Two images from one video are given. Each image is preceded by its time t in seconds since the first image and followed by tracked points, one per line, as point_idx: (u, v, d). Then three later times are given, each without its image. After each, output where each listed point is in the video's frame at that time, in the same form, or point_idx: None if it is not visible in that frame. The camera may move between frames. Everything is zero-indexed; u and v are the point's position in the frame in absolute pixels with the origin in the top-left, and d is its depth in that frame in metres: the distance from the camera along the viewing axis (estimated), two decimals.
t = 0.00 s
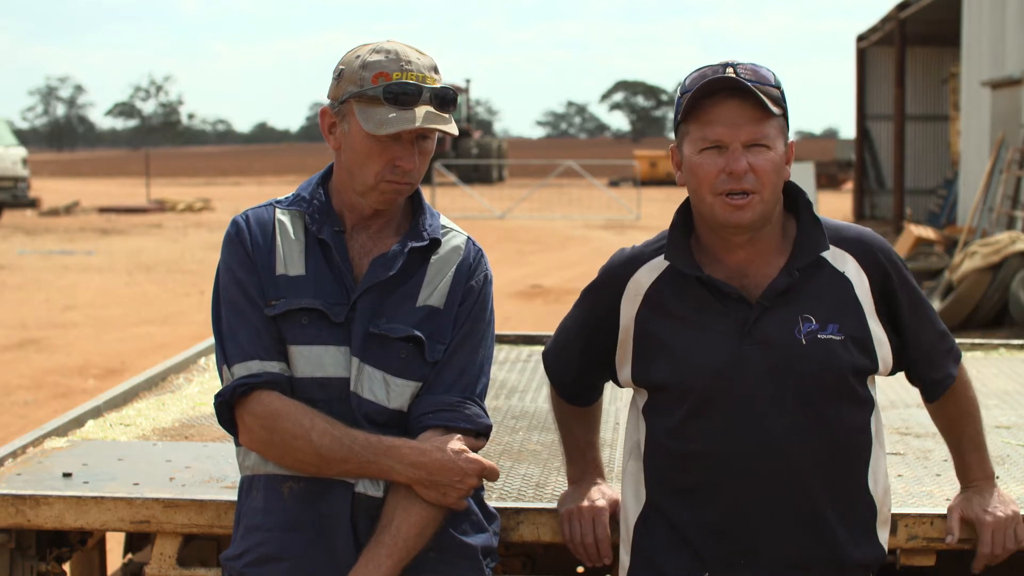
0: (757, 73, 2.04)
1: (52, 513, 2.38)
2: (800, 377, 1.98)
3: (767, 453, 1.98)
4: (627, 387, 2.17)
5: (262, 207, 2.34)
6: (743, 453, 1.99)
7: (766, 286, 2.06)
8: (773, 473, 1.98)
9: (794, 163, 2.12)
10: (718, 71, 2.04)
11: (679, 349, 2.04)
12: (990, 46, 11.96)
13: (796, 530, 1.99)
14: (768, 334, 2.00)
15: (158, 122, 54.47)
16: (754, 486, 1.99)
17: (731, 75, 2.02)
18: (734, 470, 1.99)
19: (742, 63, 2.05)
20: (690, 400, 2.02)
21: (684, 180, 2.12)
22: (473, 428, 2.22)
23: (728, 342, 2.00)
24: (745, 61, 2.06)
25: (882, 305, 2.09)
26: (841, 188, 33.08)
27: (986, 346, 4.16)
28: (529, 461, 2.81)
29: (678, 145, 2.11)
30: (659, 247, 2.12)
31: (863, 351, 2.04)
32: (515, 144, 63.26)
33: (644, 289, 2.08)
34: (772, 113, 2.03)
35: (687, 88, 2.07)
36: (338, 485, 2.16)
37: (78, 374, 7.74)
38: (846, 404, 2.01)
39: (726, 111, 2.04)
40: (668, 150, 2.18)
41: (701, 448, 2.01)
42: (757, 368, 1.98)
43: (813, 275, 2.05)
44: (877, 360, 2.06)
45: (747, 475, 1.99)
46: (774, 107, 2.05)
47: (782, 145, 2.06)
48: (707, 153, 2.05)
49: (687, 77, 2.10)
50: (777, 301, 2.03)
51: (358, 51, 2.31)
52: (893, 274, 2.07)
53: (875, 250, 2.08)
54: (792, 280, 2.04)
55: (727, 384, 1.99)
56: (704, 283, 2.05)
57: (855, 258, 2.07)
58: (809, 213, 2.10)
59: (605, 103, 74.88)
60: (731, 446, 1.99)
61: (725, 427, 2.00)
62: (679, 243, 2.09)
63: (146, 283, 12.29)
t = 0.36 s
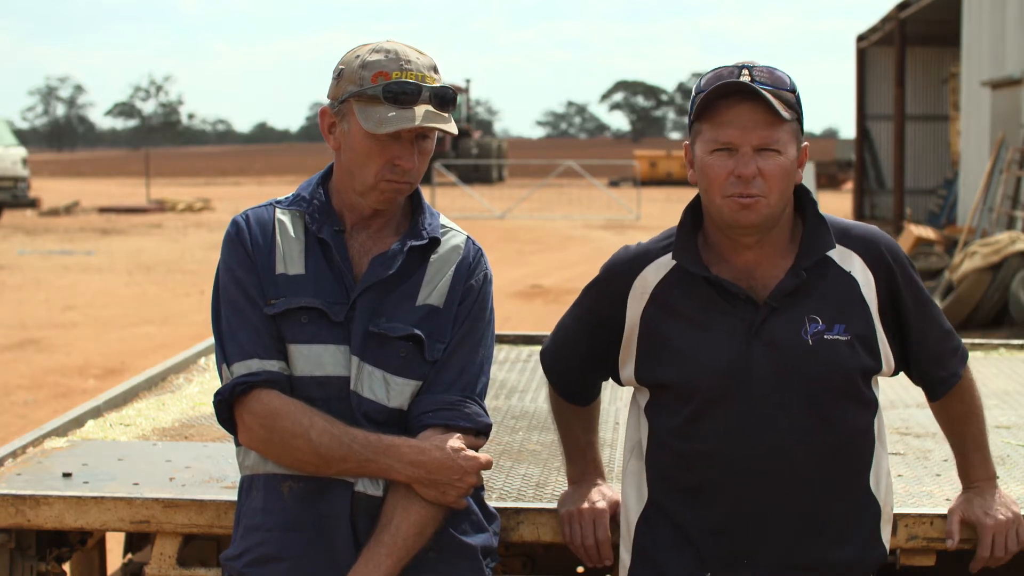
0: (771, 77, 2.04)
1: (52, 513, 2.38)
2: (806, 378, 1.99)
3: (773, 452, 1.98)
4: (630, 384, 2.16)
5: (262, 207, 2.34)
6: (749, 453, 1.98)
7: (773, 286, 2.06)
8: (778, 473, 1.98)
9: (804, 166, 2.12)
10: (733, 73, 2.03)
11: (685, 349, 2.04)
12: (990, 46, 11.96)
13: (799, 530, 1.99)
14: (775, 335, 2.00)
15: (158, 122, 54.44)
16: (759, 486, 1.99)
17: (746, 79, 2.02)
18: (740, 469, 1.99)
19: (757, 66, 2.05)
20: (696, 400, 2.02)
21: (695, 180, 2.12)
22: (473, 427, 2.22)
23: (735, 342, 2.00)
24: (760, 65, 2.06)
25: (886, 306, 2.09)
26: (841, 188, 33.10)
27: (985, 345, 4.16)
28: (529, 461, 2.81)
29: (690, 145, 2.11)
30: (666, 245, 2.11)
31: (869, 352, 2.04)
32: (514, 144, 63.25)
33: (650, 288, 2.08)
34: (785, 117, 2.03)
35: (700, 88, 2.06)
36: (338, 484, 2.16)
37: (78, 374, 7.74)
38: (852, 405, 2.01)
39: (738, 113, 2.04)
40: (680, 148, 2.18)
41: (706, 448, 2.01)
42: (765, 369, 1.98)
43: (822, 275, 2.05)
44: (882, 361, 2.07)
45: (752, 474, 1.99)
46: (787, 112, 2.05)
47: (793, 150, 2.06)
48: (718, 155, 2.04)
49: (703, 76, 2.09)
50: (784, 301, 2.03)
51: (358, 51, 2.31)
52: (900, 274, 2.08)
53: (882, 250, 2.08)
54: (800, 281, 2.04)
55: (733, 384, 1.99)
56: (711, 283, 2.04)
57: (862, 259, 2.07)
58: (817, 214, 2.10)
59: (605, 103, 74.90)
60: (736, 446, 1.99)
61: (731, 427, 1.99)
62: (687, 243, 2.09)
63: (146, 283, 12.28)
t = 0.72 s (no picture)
0: (768, 77, 2.03)
1: (52, 513, 2.38)
2: (808, 378, 1.98)
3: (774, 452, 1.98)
4: (633, 385, 2.16)
5: (262, 207, 2.34)
6: (752, 454, 1.98)
7: (776, 288, 2.06)
8: (779, 474, 1.98)
9: (806, 165, 2.12)
10: (730, 75, 2.03)
11: (688, 348, 2.04)
12: (989, 46, 11.96)
13: (799, 532, 1.99)
14: (778, 336, 2.00)
15: (159, 122, 54.43)
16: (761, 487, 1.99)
17: (742, 80, 2.01)
18: (742, 469, 1.99)
19: (754, 66, 2.04)
20: (697, 400, 2.02)
21: (696, 180, 2.13)
22: (473, 426, 2.22)
23: (737, 342, 2.00)
24: (758, 64, 2.05)
25: (890, 306, 2.09)
26: (841, 188, 33.11)
27: (985, 345, 4.16)
28: (529, 461, 2.80)
29: (691, 146, 2.12)
30: (669, 244, 2.11)
31: (872, 353, 2.04)
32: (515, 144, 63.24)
33: (653, 288, 2.08)
34: (783, 118, 2.02)
35: (697, 90, 2.07)
36: (338, 483, 2.16)
37: (78, 374, 7.74)
38: (854, 405, 2.01)
39: (735, 114, 2.03)
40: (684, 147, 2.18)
41: (708, 448, 2.01)
42: (767, 370, 1.98)
43: (825, 277, 2.05)
44: (885, 363, 2.07)
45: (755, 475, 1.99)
46: (784, 112, 2.04)
47: (792, 150, 2.06)
48: (715, 157, 2.05)
49: (702, 77, 2.09)
50: (787, 302, 2.03)
51: (357, 51, 2.31)
52: (903, 275, 2.07)
53: (886, 252, 2.07)
54: (804, 282, 2.03)
55: (735, 385, 1.99)
56: (714, 283, 2.04)
57: (866, 261, 2.07)
58: (820, 215, 2.10)
59: (606, 103, 74.91)
60: (738, 447, 1.99)
61: (732, 427, 1.99)
62: (689, 243, 2.09)
63: (146, 283, 12.28)
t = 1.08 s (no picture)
0: (765, 76, 2.03)
1: (52, 513, 2.38)
2: (807, 379, 1.98)
3: (774, 453, 1.97)
4: (632, 387, 2.16)
5: (268, 205, 2.34)
6: (752, 453, 1.98)
7: (775, 288, 2.06)
8: (779, 474, 1.98)
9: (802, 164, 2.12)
10: (728, 75, 2.03)
11: (687, 349, 2.03)
12: (990, 46, 11.96)
13: (801, 533, 1.99)
14: (776, 336, 1.99)
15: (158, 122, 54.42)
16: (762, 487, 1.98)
17: (742, 80, 2.01)
18: (742, 470, 1.99)
19: (751, 66, 2.04)
20: (696, 401, 2.02)
21: (694, 181, 2.12)
22: (482, 425, 2.21)
23: (735, 343, 2.00)
24: (754, 64, 2.05)
25: (887, 310, 2.09)
26: (841, 188, 33.11)
27: (985, 345, 4.16)
28: (529, 461, 2.80)
29: (687, 148, 2.11)
30: (668, 246, 2.11)
31: (869, 354, 2.04)
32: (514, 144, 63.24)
33: (651, 289, 2.08)
34: (783, 116, 2.03)
35: (695, 90, 2.06)
36: (340, 478, 2.16)
37: (78, 374, 7.74)
38: (853, 405, 2.01)
39: (736, 113, 2.03)
40: (678, 149, 2.17)
41: (707, 449, 2.01)
42: (765, 371, 1.98)
43: (823, 278, 2.05)
44: (883, 366, 2.07)
45: (755, 475, 1.98)
46: (784, 111, 2.04)
47: (792, 149, 2.06)
48: (717, 157, 2.04)
49: (698, 78, 2.08)
50: (785, 303, 2.03)
51: (344, 61, 2.29)
52: (898, 279, 2.08)
53: (881, 257, 2.07)
54: (802, 282, 2.04)
55: (734, 386, 1.99)
56: (713, 284, 2.05)
57: (863, 262, 2.06)
58: (819, 215, 2.10)
59: (606, 103, 74.89)
60: (738, 449, 1.99)
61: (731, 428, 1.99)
62: (688, 244, 2.09)
63: (146, 283, 12.29)
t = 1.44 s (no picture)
0: (761, 76, 2.03)
1: (52, 513, 2.38)
2: (801, 377, 1.98)
3: (769, 452, 1.97)
4: (629, 387, 2.16)
5: (269, 207, 2.33)
6: (748, 453, 1.98)
7: (769, 287, 2.06)
8: (775, 474, 1.97)
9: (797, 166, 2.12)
10: (724, 75, 2.03)
11: (683, 349, 2.04)
12: (990, 47, 11.96)
13: (798, 532, 1.98)
14: (770, 335, 1.99)
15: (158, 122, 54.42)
16: (759, 487, 1.98)
17: (738, 80, 2.02)
18: (737, 470, 1.99)
19: (748, 67, 2.04)
20: (691, 401, 2.02)
21: (688, 180, 2.12)
22: (484, 427, 2.21)
23: (729, 342, 2.00)
24: (751, 64, 2.05)
25: (884, 307, 2.09)
26: (840, 188, 33.15)
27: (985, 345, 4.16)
28: (529, 461, 2.80)
29: (682, 147, 2.12)
30: (663, 247, 2.12)
31: (865, 352, 2.05)
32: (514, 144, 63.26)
33: (646, 289, 2.08)
34: (778, 117, 2.03)
35: (692, 90, 2.06)
36: (341, 479, 2.15)
37: (78, 374, 7.74)
38: (849, 404, 2.01)
39: (730, 113, 2.03)
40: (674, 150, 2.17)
41: (704, 448, 2.01)
42: (759, 370, 1.98)
43: (817, 277, 2.05)
44: (877, 364, 2.07)
45: (751, 476, 1.98)
46: (780, 112, 2.04)
47: (787, 148, 2.06)
48: (711, 156, 2.04)
49: (695, 78, 2.09)
50: (779, 302, 2.03)
51: (327, 73, 2.21)
52: (896, 275, 2.07)
53: (877, 253, 2.07)
54: (796, 281, 2.04)
55: (729, 385, 1.99)
56: (708, 284, 2.05)
57: (857, 260, 2.06)
58: (813, 215, 2.11)
59: (606, 103, 74.90)
60: (734, 448, 1.99)
61: (727, 427, 1.99)
62: (682, 244, 2.09)
63: (146, 283, 12.29)
